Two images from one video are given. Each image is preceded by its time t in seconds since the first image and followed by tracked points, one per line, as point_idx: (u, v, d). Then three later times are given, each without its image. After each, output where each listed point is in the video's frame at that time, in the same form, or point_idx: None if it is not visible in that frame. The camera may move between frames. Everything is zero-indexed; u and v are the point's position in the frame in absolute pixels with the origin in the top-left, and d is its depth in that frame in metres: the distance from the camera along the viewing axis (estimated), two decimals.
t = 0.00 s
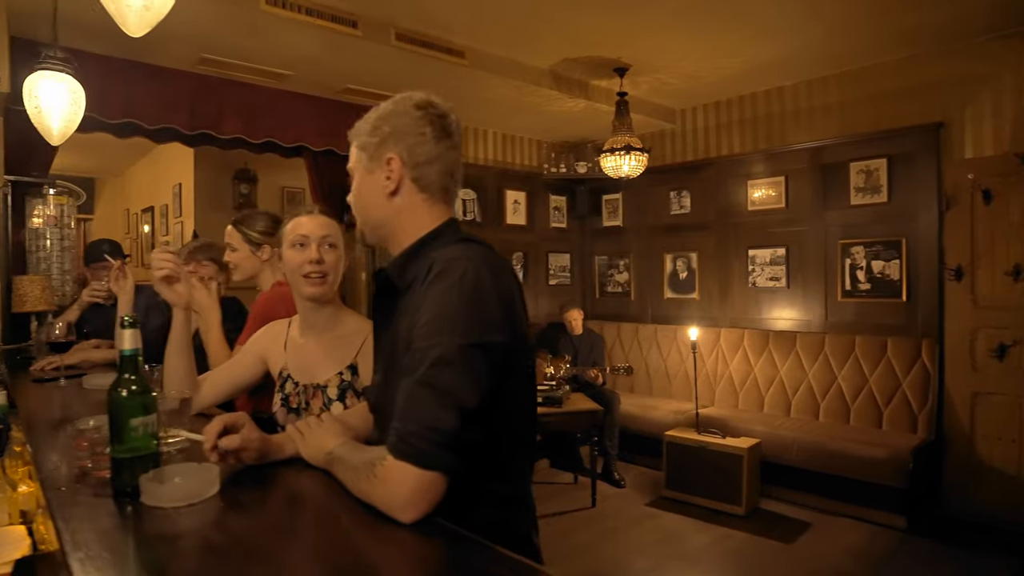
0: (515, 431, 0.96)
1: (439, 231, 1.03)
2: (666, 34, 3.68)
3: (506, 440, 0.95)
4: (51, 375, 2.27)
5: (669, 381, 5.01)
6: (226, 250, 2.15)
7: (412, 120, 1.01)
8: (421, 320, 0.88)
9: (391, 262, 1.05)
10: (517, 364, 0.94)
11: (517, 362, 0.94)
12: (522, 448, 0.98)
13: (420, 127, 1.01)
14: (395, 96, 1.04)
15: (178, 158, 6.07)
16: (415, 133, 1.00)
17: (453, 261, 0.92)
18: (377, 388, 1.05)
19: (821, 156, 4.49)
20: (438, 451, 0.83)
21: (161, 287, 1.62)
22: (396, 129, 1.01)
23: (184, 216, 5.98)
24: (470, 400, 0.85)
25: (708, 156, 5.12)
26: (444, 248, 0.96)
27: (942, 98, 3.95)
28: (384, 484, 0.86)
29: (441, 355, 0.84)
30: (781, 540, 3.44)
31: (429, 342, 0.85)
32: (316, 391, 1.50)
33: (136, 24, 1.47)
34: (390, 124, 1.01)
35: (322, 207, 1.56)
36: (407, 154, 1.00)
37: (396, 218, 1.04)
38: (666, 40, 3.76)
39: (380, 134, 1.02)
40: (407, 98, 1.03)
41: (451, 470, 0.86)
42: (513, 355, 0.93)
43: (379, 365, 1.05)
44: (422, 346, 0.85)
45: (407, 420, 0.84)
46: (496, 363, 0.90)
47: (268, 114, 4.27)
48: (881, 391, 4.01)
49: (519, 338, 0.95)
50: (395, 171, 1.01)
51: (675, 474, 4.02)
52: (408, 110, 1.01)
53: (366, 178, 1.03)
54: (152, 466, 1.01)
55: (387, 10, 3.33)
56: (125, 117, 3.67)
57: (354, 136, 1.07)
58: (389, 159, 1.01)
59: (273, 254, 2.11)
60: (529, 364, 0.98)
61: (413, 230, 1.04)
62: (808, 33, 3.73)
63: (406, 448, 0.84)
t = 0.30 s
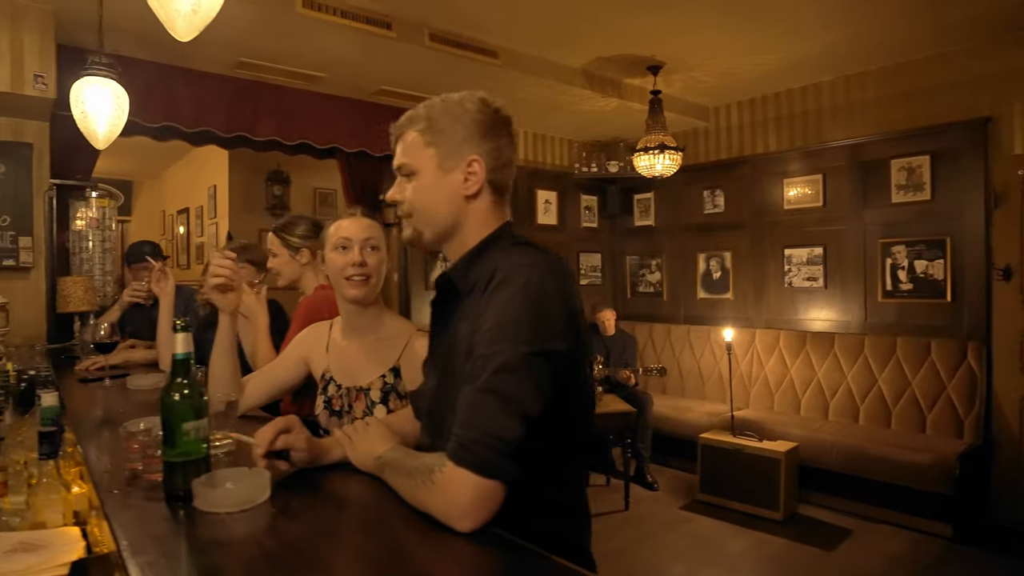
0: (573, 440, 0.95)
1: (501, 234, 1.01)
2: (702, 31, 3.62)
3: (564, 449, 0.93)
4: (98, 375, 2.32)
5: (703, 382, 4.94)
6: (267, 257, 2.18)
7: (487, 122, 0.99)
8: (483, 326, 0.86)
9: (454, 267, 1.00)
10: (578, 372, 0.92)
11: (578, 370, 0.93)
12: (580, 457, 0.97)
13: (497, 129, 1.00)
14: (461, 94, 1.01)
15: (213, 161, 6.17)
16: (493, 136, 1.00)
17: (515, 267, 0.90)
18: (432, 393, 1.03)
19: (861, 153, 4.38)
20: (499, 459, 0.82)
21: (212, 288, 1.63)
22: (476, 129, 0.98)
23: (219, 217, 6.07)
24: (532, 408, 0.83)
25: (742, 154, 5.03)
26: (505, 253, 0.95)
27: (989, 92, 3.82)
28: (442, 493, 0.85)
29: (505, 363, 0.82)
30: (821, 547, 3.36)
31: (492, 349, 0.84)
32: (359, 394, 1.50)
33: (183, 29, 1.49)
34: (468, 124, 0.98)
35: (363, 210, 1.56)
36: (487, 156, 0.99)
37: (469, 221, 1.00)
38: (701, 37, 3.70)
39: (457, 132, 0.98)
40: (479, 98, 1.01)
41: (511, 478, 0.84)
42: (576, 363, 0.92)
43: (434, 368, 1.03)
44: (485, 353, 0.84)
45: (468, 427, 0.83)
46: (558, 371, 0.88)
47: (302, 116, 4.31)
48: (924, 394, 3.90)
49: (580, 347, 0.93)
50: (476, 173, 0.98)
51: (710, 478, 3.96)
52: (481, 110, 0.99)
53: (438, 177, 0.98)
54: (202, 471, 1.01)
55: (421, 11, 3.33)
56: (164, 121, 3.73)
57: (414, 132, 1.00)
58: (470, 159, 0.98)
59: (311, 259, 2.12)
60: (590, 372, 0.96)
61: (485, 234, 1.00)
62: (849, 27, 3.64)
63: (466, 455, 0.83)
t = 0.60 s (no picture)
0: (635, 451, 0.93)
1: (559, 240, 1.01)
2: (742, 27, 3.55)
3: (627, 460, 0.92)
4: (144, 375, 2.36)
5: (740, 384, 4.85)
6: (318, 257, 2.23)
7: (537, 128, 1.00)
8: (548, 333, 0.87)
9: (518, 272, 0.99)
10: (643, 385, 0.92)
11: (643, 384, 0.92)
12: (640, 470, 0.96)
13: (546, 134, 1.01)
14: (505, 103, 1.00)
15: (250, 163, 6.26)
16: (543, 138, 1.00)
17: (580, 276, 0.90)
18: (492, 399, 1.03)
19: (906, 149, 4.24)
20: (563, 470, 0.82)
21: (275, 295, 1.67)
22: (530, 138, 0.99)
23: (255, 219, 6.16)
24: (596, 418, 0.83)
25: (780, 152, 4.93)
26: (569, 263, 0.95)
27: None
28: (501, 502, 0.83)
29: (571, 372, 0.82)
30: (867, 555, 3.27)
31: (557, 357, 0.84)
32: (403, 398, 1.49)
33: (230, 33, 1.50)
34: (522, 133, 0.98)
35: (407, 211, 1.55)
36: (543, 164, 0.99)
37: (531, 231, 1.00)
38: (742, 33, 3.63)
39: (512, 143, 0.97)
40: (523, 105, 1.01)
41: (573, 489, 0.83)
42: (640, 376, 0.91)
43: (493, 375, 1.03)
44: (550, 361, 0.84)
45: (531, 436, 0.83)
46: (622, 381, 0.88)
47: (338, 119, 4.34)
48: (974, 398, 3.76)
49: (645, 359, 0.93)
50: (535, 182, 0.98)
51: (749, 482, 3.88)
52: (529, 117, 0.99)
53: (499, 191, 0.97)
54: (255, 478, 1.01)
55: (457, 12, 3.32)
56: (204, 125, 3.80)
57: (466, 148, 0.99)
58: (529, 169, 0.98)
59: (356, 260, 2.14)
60: (654, 386, 0.95)
61: (547, 243, 1.00)
62: (895, 20, 3.53)
63: (529, 465, 0.83)
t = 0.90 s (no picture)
0: (696, 461, 0.91)
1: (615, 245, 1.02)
2: (785, 21, 3.46)
3: (688, 471, 0.90)
4: (190, 376, 2.40)
5: (782, 386, 4.74)
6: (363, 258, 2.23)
7: (599, 128, 1.01)
8: (604, 342, 0.85)
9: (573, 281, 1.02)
10: (704, 395, 0.89)
11: (704, 394, 0.89)
12: (702, 484, 0.93)
13: (608, 136, 1.02)
14: (568, 101, 1.01)
15: (288, 165, 6.34)
16: (604, 140, 1.01)
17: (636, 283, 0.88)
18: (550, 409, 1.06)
19: (959, 143, 4.07)
20: (622, 483, 0.79)
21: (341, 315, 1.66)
22: (592, 138, 1.00)
23: (293, 220, 6.24)
24: (657, 429, 0.80)
25: (824, 148, 4.80)
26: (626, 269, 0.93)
27: None
28: (558, 515, 0.81)
29: (628, 381, 0.80)
30: (919, 566, 3.15)
31: (614, 366, 0.82)
32: (448, 402, 1.49)
33: (275, 36, 1.51)
34: (584, 133, 0.99)
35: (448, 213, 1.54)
36: (603, 165, 1.00)
37: (587, 233, 1.02)
38: (785, 27, 3.53)
39: (574, 143, 0.99)
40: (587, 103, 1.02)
41: (633, 503, 0.81)
42: (701, 386, 0.88)
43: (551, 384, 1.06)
44: (606, 370, 0.82)
45: (589, 447, 0.81)
46: (683, 391, 0.85)
47: (375, 121, 4.37)
48: None
49: (706, 368, 0.90)
50: (594, 184, 1.00)
51: (793, 488, 3.77)
52: (592, 117, 1.00)
53: (557, 191, 0.99)
54: (305, 484, 1.00)
55: (494, 11, 3.30)
56: (246, 128, 3.86)
57: (525, 144, 1.00)
58: (588, 170, 0.99)
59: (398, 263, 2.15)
60: (715, 396, 0.92)
61: (602, 245, 1.02)
62: (948, 9, 3.39)
63: (587, 477, 0.80)
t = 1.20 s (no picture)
0: (758, 477, 0.87)
1: (673, 251, 1.00)
2: (833, 12, 3.34)
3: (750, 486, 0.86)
4: (234, 376, 2.43)
5: (828, 389, 4.60)
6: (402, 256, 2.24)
7: (657, 129, 0.99)
8: (663, 352, 0.82)
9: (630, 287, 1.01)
10: (768, 408, 0.85)
11: (769, 408, 0.85)
12: (766, 501, 0.89)
13: (667, 137, 1.00)
14: (626, 100, 0.99)
15: (327, 166, 6.43)
16: (661, 142, 0.99)
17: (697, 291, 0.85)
18: (608, 418, 1.05)
19: (1018, 135, 3.86)
20: (681, 500, 0.76)
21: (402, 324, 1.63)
22: (648, 139, 0.98)
23: (332, 220, 6.32)
24: (718, 443, 0.77)
25: (873, 143, 4.65)
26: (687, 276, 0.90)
27: None
28: (612, 529, 0.79)
29: (687, 392, 0.77)
30: None
31: (673, 376, 0.79)
32: (490, 407, 1.51)
33: (316, 38, 1.51)
34: (641, 133, 0.97)
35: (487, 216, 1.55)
36: (659, 167, 0.98)
37: (639, 236, 1.00)
38: (832, 19, 3.42)
39: (630, 143, 0.97)
40: (645, 103, 1.00)
41: (692, 521, 0.78)
42: (766, 399, 0.84)
43: (608, 392, 1.06)
44: (665, 381, 0.79)
45: (646, 461, 0.78)
46: (746, 405, 0.81)
47: (414, 121, 4.38)
48: None
49: (773, 381, 0.86)
50: (649, 186, 0.97)
51: (840, 495, 3.65)
52: (650, 117, 0.98)
53: (609, 191, 0.97)
54: (348, 490, 0.99)
55: (532, 9, 3.27)
56: (287, 131, 3.92)
57: (580, 142, 0.98)
58: (643, 171, 0.97)
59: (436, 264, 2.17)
60: (782, 410, 0.88)
61: (657, 250, 1.00)
62: None
63: (644, 492, 0.77)
